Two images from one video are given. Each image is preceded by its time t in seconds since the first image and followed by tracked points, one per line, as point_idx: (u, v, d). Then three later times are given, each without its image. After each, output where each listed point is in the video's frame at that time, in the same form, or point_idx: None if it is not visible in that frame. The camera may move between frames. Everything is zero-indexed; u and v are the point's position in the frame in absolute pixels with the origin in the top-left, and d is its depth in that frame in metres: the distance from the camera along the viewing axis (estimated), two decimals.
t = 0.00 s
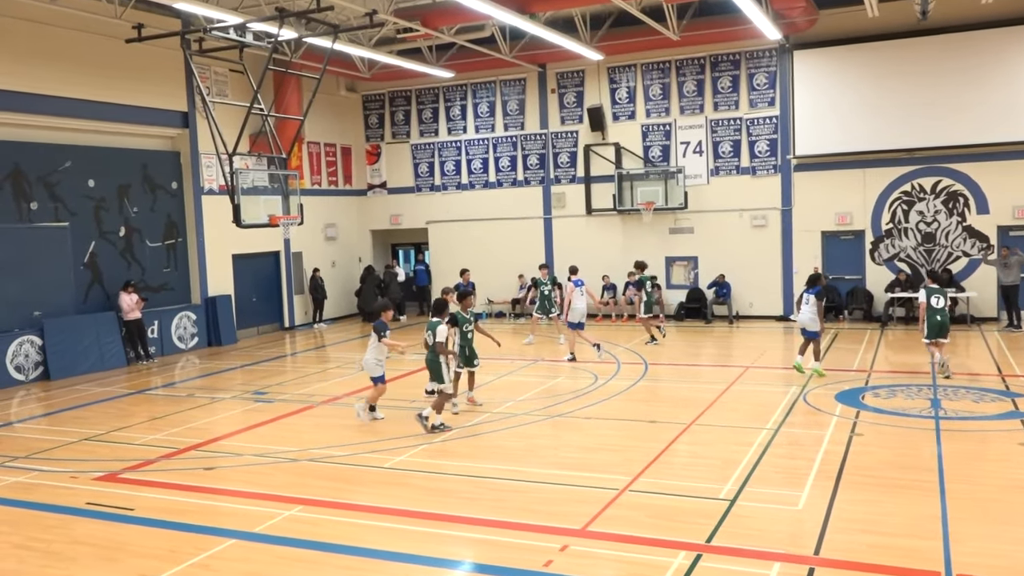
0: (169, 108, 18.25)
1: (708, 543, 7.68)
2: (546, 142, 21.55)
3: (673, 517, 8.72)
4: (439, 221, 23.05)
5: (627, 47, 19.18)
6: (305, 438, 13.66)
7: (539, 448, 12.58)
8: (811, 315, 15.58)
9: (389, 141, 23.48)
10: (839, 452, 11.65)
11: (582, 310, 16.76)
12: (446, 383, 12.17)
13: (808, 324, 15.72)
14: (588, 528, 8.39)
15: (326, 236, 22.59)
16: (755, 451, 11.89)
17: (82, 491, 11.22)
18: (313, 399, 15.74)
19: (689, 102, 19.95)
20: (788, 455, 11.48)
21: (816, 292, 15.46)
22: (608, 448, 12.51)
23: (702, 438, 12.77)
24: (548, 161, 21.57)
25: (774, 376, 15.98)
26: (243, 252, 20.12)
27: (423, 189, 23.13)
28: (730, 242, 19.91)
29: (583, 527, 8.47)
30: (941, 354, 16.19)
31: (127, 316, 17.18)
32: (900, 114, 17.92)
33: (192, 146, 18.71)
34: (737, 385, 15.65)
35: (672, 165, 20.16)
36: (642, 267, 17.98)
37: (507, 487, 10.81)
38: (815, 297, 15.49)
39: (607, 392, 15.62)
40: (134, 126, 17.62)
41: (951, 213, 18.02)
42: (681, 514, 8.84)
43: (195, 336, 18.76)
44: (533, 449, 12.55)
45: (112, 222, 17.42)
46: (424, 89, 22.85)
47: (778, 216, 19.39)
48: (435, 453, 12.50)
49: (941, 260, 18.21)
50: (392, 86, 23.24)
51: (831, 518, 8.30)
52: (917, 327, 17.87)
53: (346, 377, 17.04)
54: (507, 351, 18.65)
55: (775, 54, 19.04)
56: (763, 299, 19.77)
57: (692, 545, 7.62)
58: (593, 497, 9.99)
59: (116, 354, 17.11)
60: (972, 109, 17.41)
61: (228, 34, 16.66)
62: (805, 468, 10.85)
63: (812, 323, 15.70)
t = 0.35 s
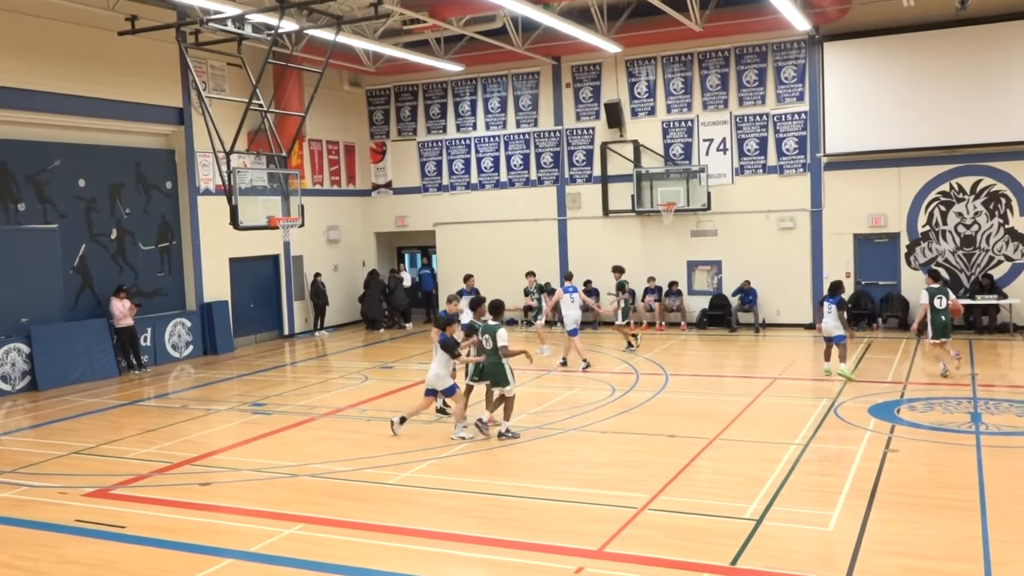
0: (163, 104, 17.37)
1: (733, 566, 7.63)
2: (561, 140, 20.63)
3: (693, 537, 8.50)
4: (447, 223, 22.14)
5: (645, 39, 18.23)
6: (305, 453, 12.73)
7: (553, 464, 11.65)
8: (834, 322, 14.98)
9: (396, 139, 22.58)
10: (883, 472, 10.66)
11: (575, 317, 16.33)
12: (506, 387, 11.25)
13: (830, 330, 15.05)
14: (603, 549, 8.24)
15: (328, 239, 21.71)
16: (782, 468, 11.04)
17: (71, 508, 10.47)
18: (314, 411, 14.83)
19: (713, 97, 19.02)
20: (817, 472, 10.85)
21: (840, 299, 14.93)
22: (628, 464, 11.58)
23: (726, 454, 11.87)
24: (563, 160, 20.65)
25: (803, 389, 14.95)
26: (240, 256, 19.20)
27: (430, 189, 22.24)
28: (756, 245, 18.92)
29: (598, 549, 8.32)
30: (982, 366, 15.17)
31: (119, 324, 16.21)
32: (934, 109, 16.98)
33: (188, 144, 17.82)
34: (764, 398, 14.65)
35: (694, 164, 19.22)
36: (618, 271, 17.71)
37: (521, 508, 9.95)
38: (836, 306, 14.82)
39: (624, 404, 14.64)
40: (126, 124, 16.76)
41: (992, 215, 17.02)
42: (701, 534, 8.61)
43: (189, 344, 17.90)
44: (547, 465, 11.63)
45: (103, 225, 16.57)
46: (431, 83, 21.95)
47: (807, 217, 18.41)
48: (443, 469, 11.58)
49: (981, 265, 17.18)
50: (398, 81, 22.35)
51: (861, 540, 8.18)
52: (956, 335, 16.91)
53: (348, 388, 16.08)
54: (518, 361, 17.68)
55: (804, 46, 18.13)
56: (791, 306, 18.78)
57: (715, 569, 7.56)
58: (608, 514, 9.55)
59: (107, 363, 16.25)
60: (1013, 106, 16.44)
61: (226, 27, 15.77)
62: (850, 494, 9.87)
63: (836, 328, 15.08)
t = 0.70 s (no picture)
0: (150, 98, 16.51)
1: None
2: (570, 135, 19.77)
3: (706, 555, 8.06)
4: (448, 223, 21.26)
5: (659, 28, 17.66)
6: (297, 467, 11.82)
7: (560, 480, 10.73)
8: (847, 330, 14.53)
9: (395, 134, 21.68)
10: (921, 493, 9.76)
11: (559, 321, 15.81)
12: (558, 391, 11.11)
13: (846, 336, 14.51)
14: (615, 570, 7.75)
15: (322, 240, 20.87)
16: (803, 485, 10.27)
17: (49, 524, 9.68)
18: (307, 422, 13.94)
19: (731, 90, 18.15)
20: (841, 489, 10.04)
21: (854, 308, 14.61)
22: (642, 480, 10.69)
23: (745, 469, 11.03)
24: (572, 157, 19.79)
25: (826, 400, 14.01)
26: (230, 258, 18.34)
27: (432, 187, 21.36)
28: (776, 247, 18.04)
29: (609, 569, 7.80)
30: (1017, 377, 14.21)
31: (103, 329, 15.37)
32: (961, 101, 16.17)
33: (175, 139, 16.95)
34: (787, 409, 13.72)
35: (711, 161, 18.35)
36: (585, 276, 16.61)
37: (532, 528, 9.11)
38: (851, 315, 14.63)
39: (635, 417, 13.68)
40: (112, 118, 15.93)
41: None
42: (715, 552, 8.13)
43: (176, 351, 17.02)
44: (554, 481, 10.70)
45: (86, 224, 15.71)
46: (432, 76, 21.09)
47: (831, 218, 17.54)
48: (444, 485, 10.68)
49: (1017, 269, 16.25)
50: (397, 72, 21.46)
51: (890, 559, 7.73)
52: (989, 344, 16.02)
53: (344, 398, 15.14)
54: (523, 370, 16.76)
55: (827, 37, 17.27)
56: (813, 313, 17.89)
57: None
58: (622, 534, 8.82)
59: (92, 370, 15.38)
60: None
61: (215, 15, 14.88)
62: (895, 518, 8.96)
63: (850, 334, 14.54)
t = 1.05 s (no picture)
0: (130, 88, 15.62)
1: None
2: (577, 127, 18.97)
3: None
4: (448, 221, 20.44)
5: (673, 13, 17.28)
6: (288, 479, 10.89)
7: (569, 493, 9.79)
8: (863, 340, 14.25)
9: (391, 126, 20.80)
10: (959, 509, 8.88)
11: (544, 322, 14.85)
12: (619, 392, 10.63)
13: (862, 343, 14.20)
14: None
15: (314, 238, 20.02)
16: (826, 499, 9.37)
17: (22, 541, 8.81)
18: (298, 432, 12.99)
19: (749, 79, 17.41)
20: (867, 503, 9.16)
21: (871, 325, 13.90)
22: (654, 493, 9.76)
23: (766, 481, 10.11)
24: (579, 150, 18.99)
25: (850, 409, 13.06)
26: (216, 257, 17.45)
27: (430, 182, 20.51)
28: (796, 247, 17.28)
29: None
30: None
31: (81, 332, 14.48)
32: (996, 99, 15.44)
33: (158, 132, 16.07)
34: (809, 418, 12.80)
35: (728, 154, 17.58)
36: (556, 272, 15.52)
37: (541, 546, 8.22)
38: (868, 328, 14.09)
39: (644, 429, 12.62)
40: (94, 110, 15.11)
41: None
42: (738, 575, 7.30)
43: (159, 357, 16.16)
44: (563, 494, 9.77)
45: (64, 221, 14.85)
46: (432, 64, 20.26)
47: (856, 215, 16.76)
48: (444, 498, 9.76)
49: None
50: (393, 60, 20.60)
51: None
52: None
53: (335, 407, 14.18)
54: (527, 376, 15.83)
55: (852, 22, 16.53)
56: (836, 316, 17.10)
57: None
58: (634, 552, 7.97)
59: (71, 379, 14.49)
60: None
61: None
62: (944, 538, 8.06)
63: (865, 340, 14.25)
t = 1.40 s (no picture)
0: (103, 74, 15.22)
1: None
2: (579, 116, 18.24)
3: None
4: (440, 217, 19.55)
5: None
6: (271, 493, 9.67)
7: (571, 507, 8.74)
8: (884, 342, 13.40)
9: (380, 115, 19.89)
10: (989, 523, 7.83)
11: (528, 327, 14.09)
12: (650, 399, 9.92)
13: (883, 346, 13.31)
14: None
15: (298, 235, 19.17)
16: (845, 514, 8.22)
17: None
18: (280, 441, 11.95)
19: (763, 65, 16.81)
20: (887, 518, 8.07)
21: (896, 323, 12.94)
22: (663, 508, 8.65)
23: (782, 495, 8.88)
24: (582, 140, 18.25)
25: (872, 417, 11.96)
26: (191, 256, 16.80)
27: (422, 175, 19.61)
28: (813, 244, 16.69)
29: None
30: None
31: (47, 336, 13.79)
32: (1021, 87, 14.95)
33: (130, 120, 15.59)
34: (828, 428, 11.58)
35: (740, 145, 16.94)
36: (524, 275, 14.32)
37: (542, 568, 7.23)
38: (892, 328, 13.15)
39: (651, 438, 11.33)
40: (62, 98, 14.70)
41: None
42: None
43: (132, 360, 15.61)
44: (565, 509, 8.72)
45: (29, 217, 14.36)
46: (424, 48, 19.38)
47: (878, 210, 16.21)
48: (437, 514, 8.71)
49: None
50: (383, 45, 19.71)
51: None
52: None
53: (319, 416, 13.14)
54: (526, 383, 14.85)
55: (874, 5, 16.04)
56: (856, 316, 16.51)
57: None
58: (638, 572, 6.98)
59: (35, 389, 13.79)
60: None
61: None
62: (999, 558, 7.04)
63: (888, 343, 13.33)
